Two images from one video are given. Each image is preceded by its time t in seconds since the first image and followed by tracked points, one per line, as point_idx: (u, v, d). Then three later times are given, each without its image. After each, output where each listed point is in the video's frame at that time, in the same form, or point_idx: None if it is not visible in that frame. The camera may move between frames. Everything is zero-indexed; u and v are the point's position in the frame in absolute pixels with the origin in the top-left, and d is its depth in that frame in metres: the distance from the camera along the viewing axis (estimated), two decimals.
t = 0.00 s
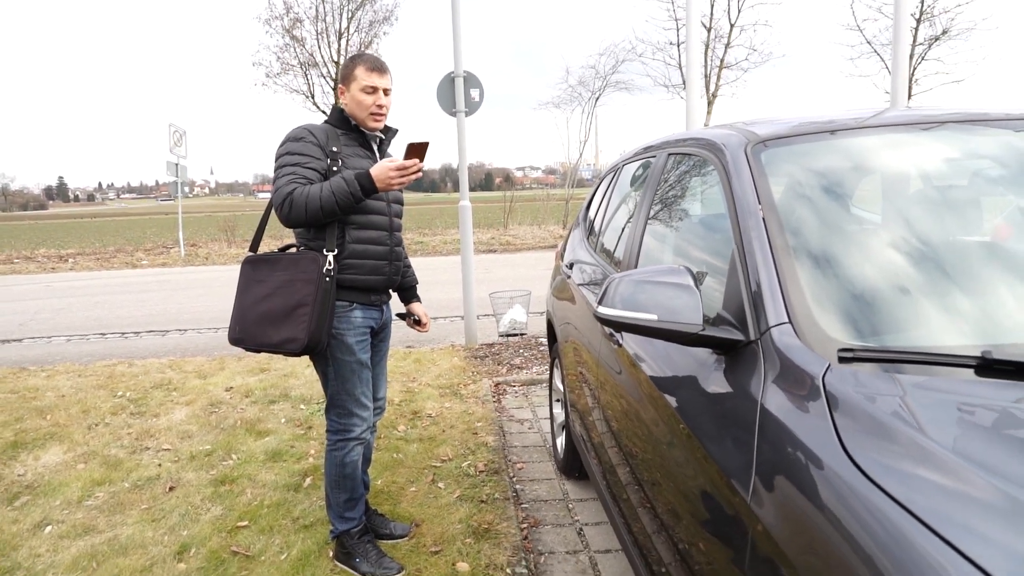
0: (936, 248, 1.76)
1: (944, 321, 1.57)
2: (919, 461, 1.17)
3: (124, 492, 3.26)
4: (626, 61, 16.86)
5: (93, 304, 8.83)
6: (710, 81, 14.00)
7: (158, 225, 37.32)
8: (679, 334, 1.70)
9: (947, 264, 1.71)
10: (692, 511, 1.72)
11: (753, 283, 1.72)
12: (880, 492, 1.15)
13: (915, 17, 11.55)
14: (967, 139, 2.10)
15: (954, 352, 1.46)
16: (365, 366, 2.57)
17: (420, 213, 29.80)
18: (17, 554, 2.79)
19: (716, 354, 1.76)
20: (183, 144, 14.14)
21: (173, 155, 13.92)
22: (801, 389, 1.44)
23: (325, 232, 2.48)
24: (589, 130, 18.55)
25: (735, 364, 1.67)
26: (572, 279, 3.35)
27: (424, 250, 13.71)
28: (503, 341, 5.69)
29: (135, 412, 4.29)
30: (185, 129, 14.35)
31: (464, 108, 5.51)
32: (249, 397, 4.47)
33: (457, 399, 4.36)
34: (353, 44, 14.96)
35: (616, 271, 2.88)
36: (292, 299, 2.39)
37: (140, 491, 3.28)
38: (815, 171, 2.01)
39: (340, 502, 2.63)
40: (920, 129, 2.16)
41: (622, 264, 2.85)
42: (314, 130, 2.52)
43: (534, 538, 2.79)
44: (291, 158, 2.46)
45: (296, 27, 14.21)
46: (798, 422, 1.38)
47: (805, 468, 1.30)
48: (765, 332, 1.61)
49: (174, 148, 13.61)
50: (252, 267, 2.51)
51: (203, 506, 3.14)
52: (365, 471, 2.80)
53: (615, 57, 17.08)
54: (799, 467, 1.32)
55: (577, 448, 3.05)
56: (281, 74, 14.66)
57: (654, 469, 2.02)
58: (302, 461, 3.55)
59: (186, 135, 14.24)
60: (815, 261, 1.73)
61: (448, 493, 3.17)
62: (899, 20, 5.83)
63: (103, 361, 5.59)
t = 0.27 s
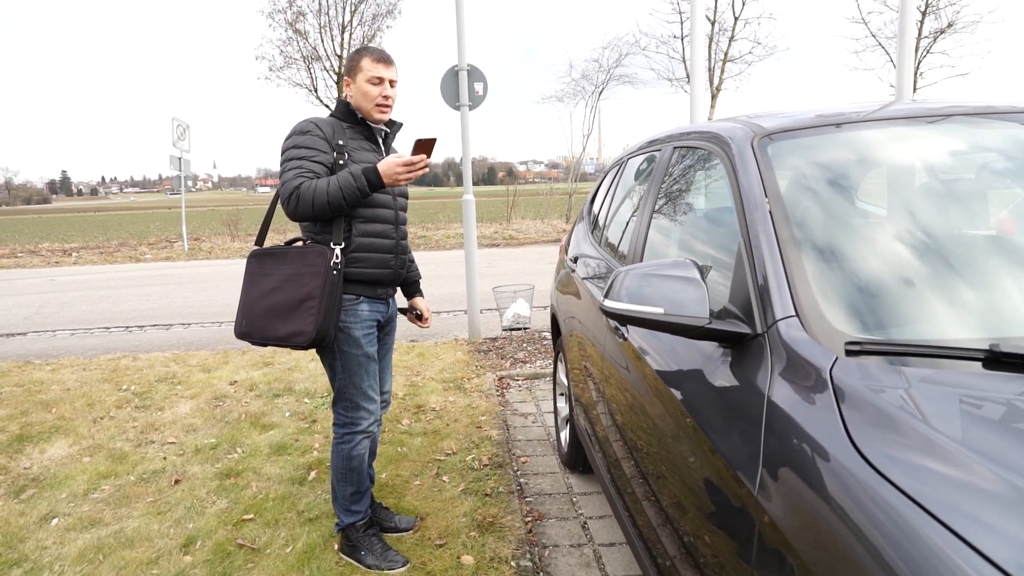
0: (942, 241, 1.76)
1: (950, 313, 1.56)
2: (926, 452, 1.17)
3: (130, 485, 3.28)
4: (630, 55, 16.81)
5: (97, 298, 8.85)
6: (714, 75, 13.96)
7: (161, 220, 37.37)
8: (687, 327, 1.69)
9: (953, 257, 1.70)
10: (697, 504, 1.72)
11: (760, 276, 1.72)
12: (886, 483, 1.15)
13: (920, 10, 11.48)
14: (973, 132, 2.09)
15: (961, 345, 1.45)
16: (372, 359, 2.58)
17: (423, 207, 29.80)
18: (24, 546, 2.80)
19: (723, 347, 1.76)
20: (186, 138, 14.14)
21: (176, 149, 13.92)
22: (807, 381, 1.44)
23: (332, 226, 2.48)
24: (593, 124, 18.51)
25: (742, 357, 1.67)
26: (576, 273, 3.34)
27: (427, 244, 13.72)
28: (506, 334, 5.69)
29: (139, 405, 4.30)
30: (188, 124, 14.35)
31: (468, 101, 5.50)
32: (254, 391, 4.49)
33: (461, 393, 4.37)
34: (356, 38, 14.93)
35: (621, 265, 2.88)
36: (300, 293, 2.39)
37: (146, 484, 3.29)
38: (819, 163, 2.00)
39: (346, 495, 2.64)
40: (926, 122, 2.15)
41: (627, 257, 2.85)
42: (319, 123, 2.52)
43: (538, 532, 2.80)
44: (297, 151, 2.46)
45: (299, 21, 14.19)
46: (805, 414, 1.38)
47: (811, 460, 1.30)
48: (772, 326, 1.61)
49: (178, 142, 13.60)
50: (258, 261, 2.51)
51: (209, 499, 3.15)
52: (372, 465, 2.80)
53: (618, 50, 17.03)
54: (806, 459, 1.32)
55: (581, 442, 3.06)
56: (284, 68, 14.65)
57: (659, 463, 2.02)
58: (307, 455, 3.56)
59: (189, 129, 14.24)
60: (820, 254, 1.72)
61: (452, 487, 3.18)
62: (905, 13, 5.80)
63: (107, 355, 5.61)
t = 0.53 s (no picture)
0: (949, 236, 1.76)
1: (958, 309, 1.56)
2: (935, 445, 1.17)
3: (138, 479, 3.30)
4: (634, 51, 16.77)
5: (103, 293, 8.88)
6: (719, 71, 13.94)
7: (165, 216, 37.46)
8: (697, 323, 1.70)
9: (960, 252, 1.70)
10: (705, 499, 1.73)
11: (769, 272, 1.72)
12: (895, 476, 1.16)
13: (927, 6, 11.44)
14: (980, 127, 2.09)
15: (970, 340, 1.46)
16: (382, 353, 2.59)
17: (426, 203, 29.83)
18: (33, 539, 2.82)
19: (732, 343, 1.77)
20: (191, 133, 14.15)
21: (181, 145, 13.93)
22: (816, 375, 1.44)
23: (341, 222, 2.48)
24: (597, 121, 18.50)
25: (751, 353, 1.67)
26: (583, 269, 3.35)
27: (431, 240, 13.72)
28: (511, 331, 5.70)
29: (146, 400, 4.32)
30: (193, 119, 14.38)
31: (473, 98, 5.50)
32: (260, 386, 4.50)
33: (467, 389, 4.38)
34: (360, 34, 14.92)
35: (627, 261, 2.88)
36: (309, 288, 2.40)
37: (154, 478, 3.31)
38: (827, 159, 2.00)
39: (354, 489, 2.66)
40: (933, 118, 2.15)
41: (633, 254, 2.85)
42: (328, 119, 2.52)
43: (544, 527, 2.81)
44: (306, 147, 2.46)
45: (304, 16, 14.19)
46: (813, 408, 1.39)
47: (820, 454, 1.31)
48: (782, 321, 1.61)
49: (182, 137, 13.62)
50: (267, 257, 2.52)
51: (216, 493, 3.17)
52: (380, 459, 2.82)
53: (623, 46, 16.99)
54: (815, 453, 1.33)
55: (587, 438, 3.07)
56: (289, 63, 14.66)
57: (666, 458, 2.03)
58: (313, 450, 3.58)
59: (194, 125, 14.27)
60: (828, 250, 1.73)
61: (458, 482, 3.19)
62: (913, 9, 5.78)
63: (114, 350, 5.63)
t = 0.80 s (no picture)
0: (958, 236, 1.76)
1: (967, 308, 1.56)
2: (945, 444, 1.18)
3: (147, 477, 3.32)
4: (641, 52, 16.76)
5: (112, 292, 8.93)
6: (727, 71, 13.91)
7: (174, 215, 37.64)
8: (705, 323, 1.70)
9: (969, 252, 1.70)
10: (713, 499, 1.73)
11: (778, 272, 1.72)
12: (905, 475, 1.16)
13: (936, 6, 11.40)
14: (989, 127, 2.09)
15: (979, 340, 1.45)
16: (389, 352, 2.60)
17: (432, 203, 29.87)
18: (45, 535, 2.84)
19: (741, 343, 1.77)
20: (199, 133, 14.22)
21: (189, 145, 14.00)
22: (825, 375, 1.44)
23: (350, 222, 2.50)
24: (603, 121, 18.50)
25: (761, 353, 1.67)
26: (590, 269, 3.35)
27: (437, 240, 13.75)
28: (518, 331, 5.71)
29: (155, 398, 4.35)
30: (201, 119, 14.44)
31: (481, 98, 5.51)
32: (268, 385, 4.53)
33: (474, 388, 4.39)
34: (368, 34, 14.97)
35: (634, 261, 2.89)
36: (318, 287, 2.41)
37: (163, 476, 3.33)
38: (835, 159, 2.00)
39: (362, 487, 2.66)
40: (942, 118, 2.15)
41: (641, 254, 2.85)
42: (337, 120, 2.54)
43: (551, 527, 2.82)
44: (315, 148, 2.47)
45: (311, 17, 14.24)
46: (823, 407, 1.39)
47: (830, 454, 1.31)
48: (791, 321, 1.61)
49: (190, 137, 13.69)
50: (275, 256, 2.53)
51: (225, 491, 3.18)
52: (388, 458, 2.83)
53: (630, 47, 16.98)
54: (824, 453, 1.33)
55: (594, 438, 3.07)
56: (296, 64, 14.71)
57: (674, 458, 2.03)
58: (321, 448, 3.59)
59: (202, 125, 14.34)
60: (837, 250, 1.73)
61: (466, 481, 3.20)
62: (921, 9, 5.76)
63: (122, 348, 5.67)
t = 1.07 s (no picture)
0: (961, 243, 1.76)
1: (970, 315, 1.56)
2: (948, 451, 1.18)
3: (152, 480, 3.33)
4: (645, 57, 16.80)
5: (117, 295, 8.96)
6: (731, 77, 13.94)
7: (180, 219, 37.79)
8: (708, 329, 1.70)
9: (972, 258, 1.70)
10: (717, 506, 1.73)
11: (782, 279, 1.73)
12: (909, 482, 1.17)
13: (941, 12, 11.41)
14: (992, 135, 2.09)
15: (982, 347, 1.46)
16: (391, 356, 2.61)
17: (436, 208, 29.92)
18: (49, 538, 2.86)
19: (743, 349, 1.77)
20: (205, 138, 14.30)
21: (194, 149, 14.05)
22: (828, 381, 1.45)
23: (352, 227, 2.51)
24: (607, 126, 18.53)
25: (764, 359, 1.68)
26: (594, 275, 3.36)
27: (441, 245, 13.78)
28: (521, 336, 5.71)
29: (160, 402, 4.36)
30: (207, 124, 14.51)
31: (485, 104, 5.53)
32: (272, 389, 4.54)
33: (477, 393, 4.39)
34: (373, 39, 15.04)
35: (638, 267, 2.89)
36: (320, 292, 2.42)
37: (167, 479, 3.34)
38: (838, 166, 2.01)
39: (365, 492, 2.67)
40: (945, 126, 2.16)
41: (645, 260, 2.86)
42: (340, 126, 2.56)
43: (554, 532, 2.82)
44: (318, 153, 2.49)
45: (317, 22, 14.32)
46: (826, 414, 1.39)
47: (833, 462, 1.31)
48: (794, 328, 1.62)
49: (196, 142, 13.75)
50: (278, 261, 2.54)
51: (228, 494, 3.19)
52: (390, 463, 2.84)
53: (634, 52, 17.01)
54: (828, 460, 1.33)
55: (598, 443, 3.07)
56: (302, 69, 14.78)
57: (677, 464, 2.03)
58: (325, 453, 3.60)
59: (208, 130, 14.41)
60: (840, 256, 1.73)
61: (469, 486, 3.20)
62: (926, 16, 5.77)
63: (127, 352, 5.69)
